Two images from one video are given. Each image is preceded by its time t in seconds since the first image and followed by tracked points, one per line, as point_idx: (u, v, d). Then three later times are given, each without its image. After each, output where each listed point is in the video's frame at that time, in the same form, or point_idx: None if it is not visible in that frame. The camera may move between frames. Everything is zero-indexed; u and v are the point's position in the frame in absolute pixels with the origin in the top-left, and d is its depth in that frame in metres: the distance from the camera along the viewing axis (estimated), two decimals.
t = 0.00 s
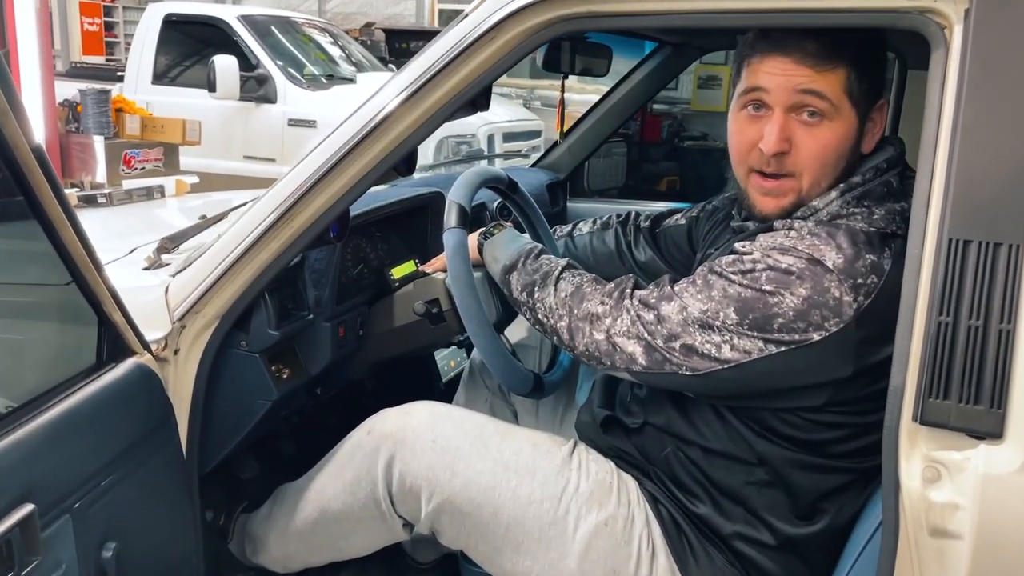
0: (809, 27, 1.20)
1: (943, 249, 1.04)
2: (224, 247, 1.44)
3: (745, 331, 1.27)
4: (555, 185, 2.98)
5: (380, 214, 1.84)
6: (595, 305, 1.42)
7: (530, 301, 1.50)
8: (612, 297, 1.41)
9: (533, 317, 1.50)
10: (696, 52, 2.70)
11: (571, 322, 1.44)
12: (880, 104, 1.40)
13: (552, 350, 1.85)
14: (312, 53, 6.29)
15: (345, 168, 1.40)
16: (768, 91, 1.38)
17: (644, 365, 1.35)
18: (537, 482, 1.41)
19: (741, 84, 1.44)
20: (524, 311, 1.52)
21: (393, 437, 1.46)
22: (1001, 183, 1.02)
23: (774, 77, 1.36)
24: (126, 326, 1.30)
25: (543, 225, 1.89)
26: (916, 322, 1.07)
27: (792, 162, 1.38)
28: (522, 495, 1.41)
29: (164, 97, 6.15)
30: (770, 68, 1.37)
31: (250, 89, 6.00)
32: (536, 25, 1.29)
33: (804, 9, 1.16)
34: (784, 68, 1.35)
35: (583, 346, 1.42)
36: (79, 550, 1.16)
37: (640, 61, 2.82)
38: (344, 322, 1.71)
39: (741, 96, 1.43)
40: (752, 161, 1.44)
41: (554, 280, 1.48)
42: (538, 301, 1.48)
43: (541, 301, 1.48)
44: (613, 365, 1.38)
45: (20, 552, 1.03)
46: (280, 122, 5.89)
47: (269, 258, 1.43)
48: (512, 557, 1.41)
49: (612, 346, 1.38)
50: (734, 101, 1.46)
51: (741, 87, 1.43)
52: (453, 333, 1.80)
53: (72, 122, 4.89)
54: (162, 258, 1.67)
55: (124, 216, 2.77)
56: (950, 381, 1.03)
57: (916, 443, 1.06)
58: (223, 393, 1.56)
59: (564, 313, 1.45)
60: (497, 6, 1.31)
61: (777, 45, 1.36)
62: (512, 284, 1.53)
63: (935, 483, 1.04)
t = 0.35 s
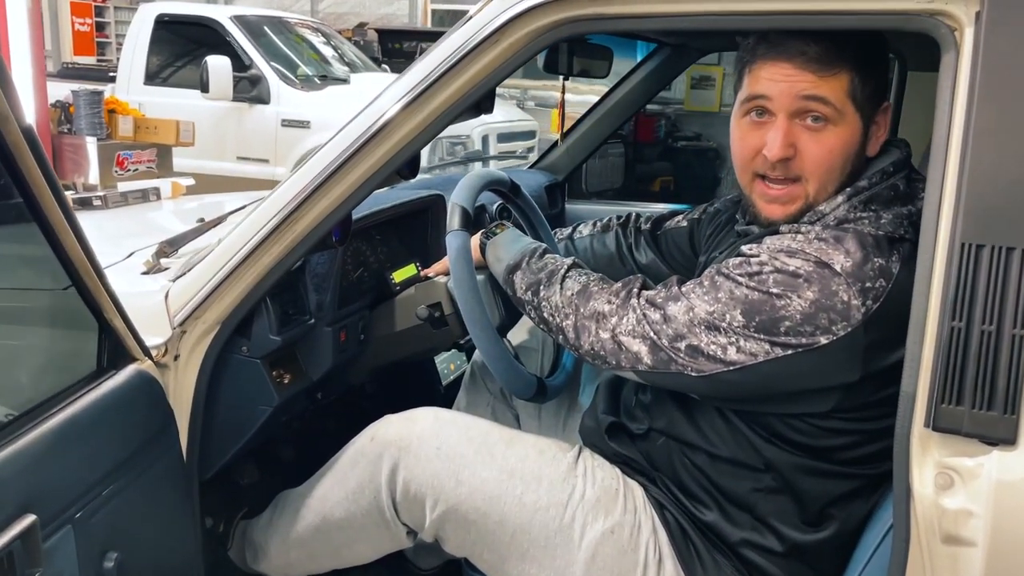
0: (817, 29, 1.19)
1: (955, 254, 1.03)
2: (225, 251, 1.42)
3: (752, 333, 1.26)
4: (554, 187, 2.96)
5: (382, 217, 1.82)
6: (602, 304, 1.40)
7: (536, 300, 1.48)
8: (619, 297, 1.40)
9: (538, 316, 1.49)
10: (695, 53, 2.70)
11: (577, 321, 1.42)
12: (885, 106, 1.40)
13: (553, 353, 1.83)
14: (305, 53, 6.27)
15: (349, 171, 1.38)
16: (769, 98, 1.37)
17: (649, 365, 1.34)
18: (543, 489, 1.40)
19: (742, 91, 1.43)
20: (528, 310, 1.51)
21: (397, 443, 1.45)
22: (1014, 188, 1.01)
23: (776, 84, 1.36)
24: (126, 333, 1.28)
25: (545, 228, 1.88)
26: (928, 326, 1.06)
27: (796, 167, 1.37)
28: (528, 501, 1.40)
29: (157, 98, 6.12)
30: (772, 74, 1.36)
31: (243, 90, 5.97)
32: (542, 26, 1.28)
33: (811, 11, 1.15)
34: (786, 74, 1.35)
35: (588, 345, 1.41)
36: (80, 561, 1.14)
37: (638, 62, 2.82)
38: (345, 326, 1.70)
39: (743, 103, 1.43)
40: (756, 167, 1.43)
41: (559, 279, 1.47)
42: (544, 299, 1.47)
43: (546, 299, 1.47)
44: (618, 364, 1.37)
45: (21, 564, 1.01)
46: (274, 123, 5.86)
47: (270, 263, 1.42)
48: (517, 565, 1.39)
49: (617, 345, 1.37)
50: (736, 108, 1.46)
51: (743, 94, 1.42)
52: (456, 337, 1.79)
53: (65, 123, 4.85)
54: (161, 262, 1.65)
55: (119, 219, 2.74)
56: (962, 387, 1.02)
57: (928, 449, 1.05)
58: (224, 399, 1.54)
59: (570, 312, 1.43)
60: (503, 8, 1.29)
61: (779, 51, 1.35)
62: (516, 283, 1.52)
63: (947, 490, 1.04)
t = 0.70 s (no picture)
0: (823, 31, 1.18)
1: (966, 258, 1.03)
2: (227, 255, 1.41)
3: (760, 338, 1.25)
4: (552, 188, 2.93)
5: (383, 220, 1.81)
6: (608, 309, 1.40)
7: (541, 306, 1.48)
8: (625, 302, 1.40)
9: (544, 321, 1.48)
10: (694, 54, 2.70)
11: (583, 327, 1.42)
12: (890, 109, 1.39)
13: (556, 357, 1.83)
14: (299, 53, 6.25)
15: (352, 175, 1.37)
16: (773, 104, 1.36)
17: (656, 370, 1.33)
18: (548, 494, 1.39)
19: (746, 96, 1.42)
20: (533, 316, 1.50)
21: (400, 448, 1.44)
22: None
23: (779, 90, 1.35)
24: (128, 338, 1.27)
25: (547, 231, 1.88)
26: (939, 330, 1.05)
27: (801, 172, 1.36)
28: (534, 506, 1.39)
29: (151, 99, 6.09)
30: (776, 81, 1.35)
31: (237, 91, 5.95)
32: (547, 29, 1.27)
33: (819, 13, 1.14)
34: (790, 80, 1.34)
35: (594, 351, 1.40)
36: (83, 571, 1.13)
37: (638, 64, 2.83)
38: (347, 330, 1.69)
39: (746, 109, 1.42)
40: (759, 173, 1.42)
41: (564, 284, 1.46)
42: (550, 306, 1.46)
43: (551, 305, 1.46)
44: (625, 370, 1.36)
45: None
46: (268, 123, 5.84)
47: (272, 267, 1.41)
48: (523, 570, 1.38)
49: (624, 351, 1.36)
50: (739, 113, 1.45)
51: (746, 100, 1.42)
52: (459, 341, 1.78)
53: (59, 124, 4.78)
54: (161, 266, 1.64)
55: (114, 222, 2.72)
56: (974, 392, 1.02)
57: (939, 454, 1.05)
58: (226, 405, 1.53)
59: (576, 318, 1.42)
60: (507, 10, 1.28)
61: (782, 57, 1.35)
62: (521, 289, 1.51)
63: (959, 495, 1.03)
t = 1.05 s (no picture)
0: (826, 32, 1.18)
1: (970, 259, 1.02)
2: (226, 258, 1.40)
3: (762, 341, 1.25)
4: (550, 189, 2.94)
5: (381, 222, 1.80)
6: (610, 312, 1.40)
7: (543, 309, 1.47)
8: (627, 305, 1.40)
9: (545, 325, 1.47)
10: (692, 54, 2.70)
11: (585, 331, 1.41)
12: (894, 112, 1.39)
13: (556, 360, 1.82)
14: (295, 54, 6.24)
15: (352, 178, 1.37)
16: (777, 107, 1.36)
17: (659, 374, 1.33)
18: (550, 496, 1.39)
19: (750, 98, 1.42)
20: (535, 319, 1.50)
21: (401, 451, 1.43)
22: None
23: (784, 93, 1.35)
24: (127, 341, 1.26)
25: (547, 233, 1.87)
26: (943, 332, 1.05)
27: (804, 176, 1.36)
28: (535, 509, 1.38)
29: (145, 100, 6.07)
30: (780, 84, 1.35)
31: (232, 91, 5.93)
32: (549, 30, 1.26)
33: (821, 14, 1.14)
34: (794, 83, 1.34)
35: (596, 355, 1.39)
36: None
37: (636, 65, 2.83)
38: (347, 332, 1.68)
39: (750, 111, 1.42)
40: (763, 176, 1.42)
41: (566, 287, 1.46)
42: (551, 310, 1.46)
43: (553, 308, 1.46)
44: (627, 374, 1.36)
45: None
46: (263, 123, 5.83)
47: (272, 270, 1.40)
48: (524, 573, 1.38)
49: (626, 354, 1.36)
50: (743, 115, 1.44)
51: (750, 102, 1.41)
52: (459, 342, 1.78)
53: (53, 125, 4.77)
54: (159, 269, 1.63)
55: (111, 224, 2.70)
56: (978, 394, 1.02)
57: (943, 456, 1.04)
58: (224, 408, 1.52)
59: (578, 322, 1.42)
60: (508, 12, 1.28)
61: (787, 60, 1.34)
62: (522, 292, 1.51)
63: (963, 498, 1.03)
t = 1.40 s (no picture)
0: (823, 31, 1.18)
1: (969, 258, 1.02)
2: (222, 259, 1.39)
3: (762, 340, 1.24)
4: (548, 189, 2.94)
5: (379, 222, 1.80)
6: (608, 312, 1.39)
7: (540, 309, 1.47)
8: (625, 305, 1.39)
9: (543, 325, 1.47)
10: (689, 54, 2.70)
11: (583, 331, 1.41)
12: (891, 111, 1.38)
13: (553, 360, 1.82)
14: (291, 54, 6.23)
15: (349, 178, 1.36)
16: (774, 106, 1.36)
17: (657, 374, 1.32)
18: (547, 497, 1.39)
19: (746, 98, 1.41)
20: (533, 319, 1.49)
21: (398, 452, 1.43)
22: None
23: (780, 92, 1.34)
24: (122, 342, 1.25)
25: (544, 233, 1.87)
26: (941, 332, 1.05)
27: (801, 175, 1.36)
28: (533, 510, 1.38)
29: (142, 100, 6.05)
30: (777, 83, 1.35)
31: (229, 91, 5.93)
32: (546, 29, 1.26)
33: (818, 14, 1.14)
34: (791, 82, 1.33)
35: (595, 355, 1.39)
36: None
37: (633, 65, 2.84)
38: (344, 333, 1.68)
39: (746, 111, 1.41)
40: (760, 175, 1.42)
41: (563, 288, 1.46)
42: (549, 310, 1.46)
43: (551, 309, 1.45)
44: (626, 374, 1.36)
45: None
46: (260, 123, 5.82)
47: (268, 270, 1.39)
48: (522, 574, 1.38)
49: (625, 354, 1.36)
50: (739, 115, 1.44)
51: (747, 101, 1.41)
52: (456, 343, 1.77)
53: (50, 126, 4.77)
54: (155, 269, 1.63)
55: (107, 224, 2.69)
56: (977, 393, 1.01)
57: (942, 456, 1.04)
58: (221, 410, 1.51)
59: (576, 322, 1.42)
60: (505, 11, 1.27)
61: (784, 59, 1.34)
62: (520, 292, 1.50)
63: (962, 498, 1.03)
